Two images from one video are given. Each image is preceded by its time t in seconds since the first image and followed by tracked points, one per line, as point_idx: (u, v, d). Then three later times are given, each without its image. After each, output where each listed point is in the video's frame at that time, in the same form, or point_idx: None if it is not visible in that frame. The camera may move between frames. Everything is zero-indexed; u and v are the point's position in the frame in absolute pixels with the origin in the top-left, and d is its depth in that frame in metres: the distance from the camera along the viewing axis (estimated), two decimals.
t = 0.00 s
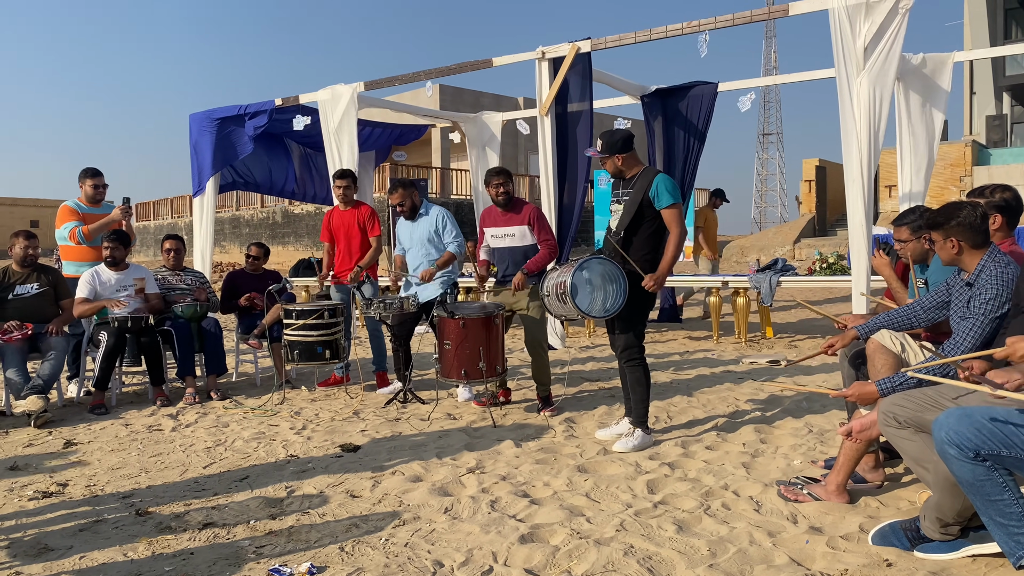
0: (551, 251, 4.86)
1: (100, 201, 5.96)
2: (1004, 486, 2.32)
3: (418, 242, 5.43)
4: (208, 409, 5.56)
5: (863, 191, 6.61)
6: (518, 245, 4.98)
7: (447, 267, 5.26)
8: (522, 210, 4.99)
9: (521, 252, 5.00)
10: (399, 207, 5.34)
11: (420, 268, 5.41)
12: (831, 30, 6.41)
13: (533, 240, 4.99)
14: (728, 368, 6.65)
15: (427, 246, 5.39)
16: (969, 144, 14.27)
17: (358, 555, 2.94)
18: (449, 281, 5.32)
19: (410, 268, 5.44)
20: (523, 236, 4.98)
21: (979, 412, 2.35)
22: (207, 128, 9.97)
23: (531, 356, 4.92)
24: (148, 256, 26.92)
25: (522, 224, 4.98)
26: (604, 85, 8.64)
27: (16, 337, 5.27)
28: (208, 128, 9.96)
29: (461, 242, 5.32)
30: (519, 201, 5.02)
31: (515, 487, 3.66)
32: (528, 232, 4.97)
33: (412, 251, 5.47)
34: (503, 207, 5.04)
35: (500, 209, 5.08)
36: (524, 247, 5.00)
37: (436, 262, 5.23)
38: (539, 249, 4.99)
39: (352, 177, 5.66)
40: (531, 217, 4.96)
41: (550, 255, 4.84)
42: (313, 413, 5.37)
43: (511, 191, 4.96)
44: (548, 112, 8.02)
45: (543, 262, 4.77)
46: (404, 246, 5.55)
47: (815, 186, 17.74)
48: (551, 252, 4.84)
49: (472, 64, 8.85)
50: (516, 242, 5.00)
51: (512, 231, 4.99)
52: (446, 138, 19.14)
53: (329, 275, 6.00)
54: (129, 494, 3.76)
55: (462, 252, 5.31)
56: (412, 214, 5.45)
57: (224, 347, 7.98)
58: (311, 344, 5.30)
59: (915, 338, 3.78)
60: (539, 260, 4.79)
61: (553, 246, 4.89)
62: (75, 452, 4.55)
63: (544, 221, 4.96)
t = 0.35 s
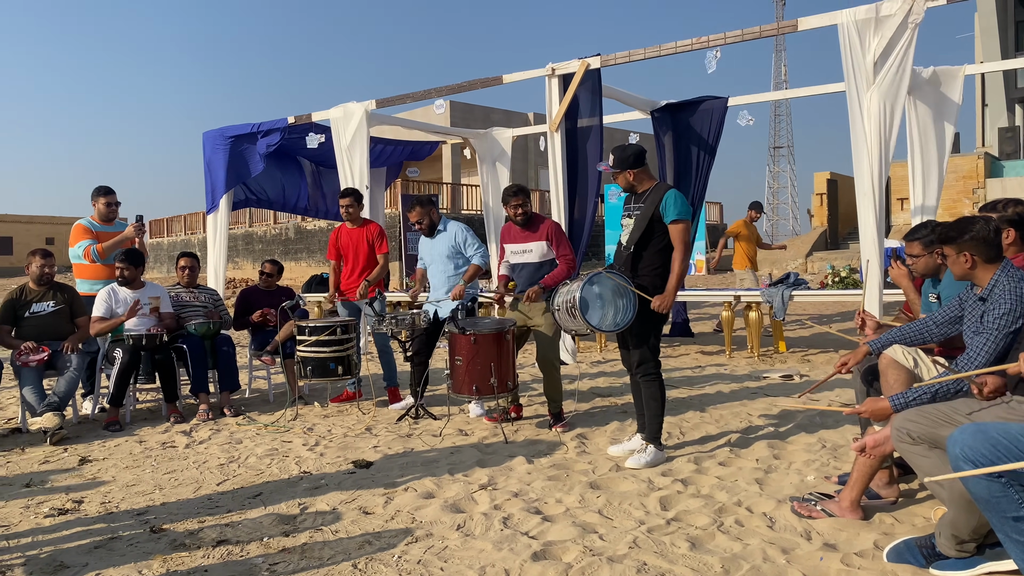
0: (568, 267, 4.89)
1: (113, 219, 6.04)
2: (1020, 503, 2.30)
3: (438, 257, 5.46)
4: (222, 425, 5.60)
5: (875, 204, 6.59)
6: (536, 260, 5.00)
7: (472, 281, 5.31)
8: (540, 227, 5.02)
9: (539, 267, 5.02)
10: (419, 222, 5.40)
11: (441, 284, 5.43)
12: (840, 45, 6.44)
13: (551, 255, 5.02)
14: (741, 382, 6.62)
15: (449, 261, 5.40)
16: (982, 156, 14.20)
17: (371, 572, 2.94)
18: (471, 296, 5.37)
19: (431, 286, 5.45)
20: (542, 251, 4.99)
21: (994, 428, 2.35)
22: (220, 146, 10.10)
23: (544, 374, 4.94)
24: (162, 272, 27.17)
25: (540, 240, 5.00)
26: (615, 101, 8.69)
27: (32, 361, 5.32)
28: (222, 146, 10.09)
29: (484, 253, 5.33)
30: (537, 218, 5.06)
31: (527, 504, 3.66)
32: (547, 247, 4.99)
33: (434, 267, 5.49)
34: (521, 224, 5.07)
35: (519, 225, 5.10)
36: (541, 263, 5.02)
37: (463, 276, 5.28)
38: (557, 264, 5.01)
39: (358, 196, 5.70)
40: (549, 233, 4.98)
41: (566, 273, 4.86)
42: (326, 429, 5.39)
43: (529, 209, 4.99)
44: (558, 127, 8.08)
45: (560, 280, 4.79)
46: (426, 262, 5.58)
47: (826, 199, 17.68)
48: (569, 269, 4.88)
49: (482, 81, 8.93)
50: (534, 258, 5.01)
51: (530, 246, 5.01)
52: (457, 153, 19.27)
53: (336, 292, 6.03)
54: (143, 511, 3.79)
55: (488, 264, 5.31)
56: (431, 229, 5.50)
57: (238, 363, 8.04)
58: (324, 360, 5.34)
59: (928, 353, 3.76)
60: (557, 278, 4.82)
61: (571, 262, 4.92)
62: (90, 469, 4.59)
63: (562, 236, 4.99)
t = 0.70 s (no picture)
0: (585, 285, 4.84)
1: (127, 243, 6.12)
2: None
3: (442, 278, 5.47)
4: (235, 448, 5.61)
5: (889, 222, 6.55)
6: (554, 278, 5.02)
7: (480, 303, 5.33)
8: (557, 244, 5.01)
9: (558, 284, 5.03)
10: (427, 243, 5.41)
11: (445, 304, 5.43)
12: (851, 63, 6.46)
13: (569, 273, 5.00)
14: (756, 403, 6.56)
15: (453, 282, 5.42)
16: (997, 174, 14.11)
17: None
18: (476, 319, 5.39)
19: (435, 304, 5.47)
20: (559, 269, 5.00)
21: (1013, 448, 2.31)
22: (234, 170, 10.24)
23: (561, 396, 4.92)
24: (177, 296, 27.42)
25: (557, 258, 5.00)
26: (626, 121, 8.74)
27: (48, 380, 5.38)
28: (236, 170, 10.23)
29: (493, 273, 5.36)
30: (556, 235, 5.05)
31: (540, 526, 3.63)
32: (564, 265, 4.99)
33: (438, 288, 5.49)
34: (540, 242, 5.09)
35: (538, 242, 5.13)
36: (560, 280, 5.02)
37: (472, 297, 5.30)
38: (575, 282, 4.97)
39: (364, 219, 5.76)
40: (566, 250, 4.96)
41: (582, 290, 4.82)
42: (339, 452, 5.39)
43: (547, 225, 4.98)
44: (570, 149, 8.13)
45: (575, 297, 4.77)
46: (428, 281, 5.60)
47: (840, 219, 17.59)
48: (585, 288, 4.82)
49: (494, 104, 9.01)
50: (552, 275, 5.03)
51: (548, 264, 5.03)
52: (469, 176, 19.42)
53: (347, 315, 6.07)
54: (156, 535, 3.79)
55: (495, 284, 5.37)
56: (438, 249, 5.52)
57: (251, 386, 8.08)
58: (337, 383, 5.35)
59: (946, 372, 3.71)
60: (573, 295, 4.81)
61: (588, 279, 4.86)
62: (104, 493, 4.60)
63: (579, 253, 4.95)
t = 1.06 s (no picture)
0: (593, 321, 4.87)
1: (141, 283, 6.20)
2: None
3: (457, 313, 5.54)
4: (245, 488, 5.62)
5: (895, 256, 6.59)
6: (563, 312, 5.07)
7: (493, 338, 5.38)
8: (565, 278, 5.07)
9: (567, 320, 5.09)
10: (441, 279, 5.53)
11: (461, 340, 5.49)
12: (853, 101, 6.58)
13: (578, 308, 5.04)
14: (766, 439, 6.54)
15: (468, 317, 5.48)
16: (1003, 207, 14.15)
17: None
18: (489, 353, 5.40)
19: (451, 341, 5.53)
20: (568, 304, 5.05)
21: (1021, 483, 2.32)
22: (245, 211, 10.39)
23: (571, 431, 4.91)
24: (187, 334, 27.59)
25: (566, 293, 5.05)
26: (631, 159, 8.87)
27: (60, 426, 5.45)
28: (247, 210, 10.39)
29: (505, 309, 5.35)
30: (564, 269, 5.11)
31: (551, 565, 3.62)
32: (573, 300, 5.03)
33: (454, 324, 5.57)
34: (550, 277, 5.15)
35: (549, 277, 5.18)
36: (569, 315, 5.08)
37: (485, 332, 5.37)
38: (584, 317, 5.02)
39: (378, 255, 5.85)
40: (574, 285, 5.01)
41: (591, 327, 4.85)
42: (348, 491, 5.39)
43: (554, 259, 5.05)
44: (577, 186, 8.26)
45: (584, 334, 4.80)
46: (445, 317, 5.68)
47: (847, 252, 17.62)
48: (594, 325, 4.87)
49: (501, 143, 9.18)
50: (562, 310, 5.08)
51: (557, 299, 5.09)
52: (477, 213, 19.62)
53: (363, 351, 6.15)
54: None
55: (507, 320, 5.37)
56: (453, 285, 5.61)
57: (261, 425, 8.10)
58: (346, 422, 5.38)
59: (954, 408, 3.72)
60: (580, 334, 4.84)
61: (596, 316, 4.90)
62: (115, 533, 4.62)
63: (587, 289, 4.99)
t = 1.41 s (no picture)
0: (590, 361, 4.87)
1: (143, 327, 6.22)
2: None
3: (454, 349, 5.55)
4: (245, 532, 5.57)
5: (894, 292, 6.61)
6: (560, 352, 5.07)
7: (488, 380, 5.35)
8: (564, 318, 5.09)
9: (564, 360, 5.08)
10: (444, 310, 5.57)
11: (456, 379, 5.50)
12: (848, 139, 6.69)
13: (576, 348, 5.05)
14: (770, 478, 6.49)
15: (463, 354, 5.48)
16: (1002, 242, 14.22)
17: None
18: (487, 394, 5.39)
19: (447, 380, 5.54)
20: (566, 344, 5.05)
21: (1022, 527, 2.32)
22: (246, 252, 10.48)
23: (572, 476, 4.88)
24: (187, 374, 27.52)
25: (564, 333, 5.07)
26: (630, 197, 8.97)
27: (58, 467, 5.38)
28: (248, 251, 10.48)
29: (500, 350, 5.39)
30: (563, 310, 5.14)
31: None
32: (571, 340, 5.04)
33: (450, 362, 5.57)
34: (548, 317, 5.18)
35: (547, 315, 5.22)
36: (567, 355, 5.08)
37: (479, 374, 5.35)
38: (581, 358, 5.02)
39: (387, 297, 5.87)
40: (572, 324, 5.03)
41: (588, 366, 4.85)
42: (348, 535, 5.34)
43: (550, 299, 5.08)
44: (576, 225, 8.34)
45: (580, 375, 4.77)
46: (442, 356, 5.68)
47: (848, 287, 17.64)
48: (591, 363, 4.86)
49: (500, 183, 9.30)
50: (559, 349, 5.09)
51: (555, 338, 5.10)
52: (478, 251, 19.74)
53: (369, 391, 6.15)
54: None
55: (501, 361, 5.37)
56: (453, 318, 5.62)
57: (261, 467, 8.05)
58: (346, 465, 5.35)
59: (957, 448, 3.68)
60: (577, 372, 4.82)
61: (594, 356, 4.91)
62: None
63: (586, 329, 5.01)
